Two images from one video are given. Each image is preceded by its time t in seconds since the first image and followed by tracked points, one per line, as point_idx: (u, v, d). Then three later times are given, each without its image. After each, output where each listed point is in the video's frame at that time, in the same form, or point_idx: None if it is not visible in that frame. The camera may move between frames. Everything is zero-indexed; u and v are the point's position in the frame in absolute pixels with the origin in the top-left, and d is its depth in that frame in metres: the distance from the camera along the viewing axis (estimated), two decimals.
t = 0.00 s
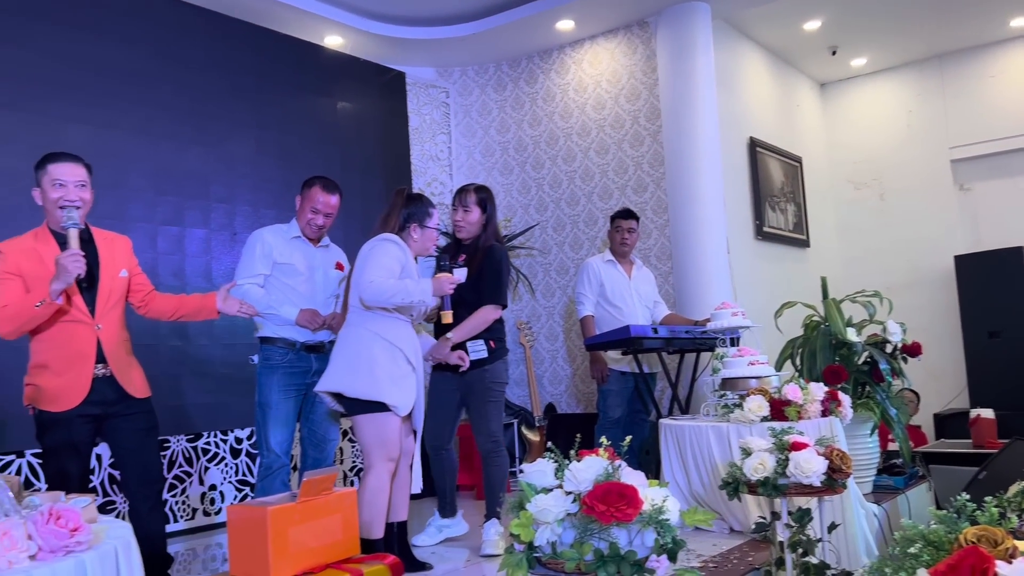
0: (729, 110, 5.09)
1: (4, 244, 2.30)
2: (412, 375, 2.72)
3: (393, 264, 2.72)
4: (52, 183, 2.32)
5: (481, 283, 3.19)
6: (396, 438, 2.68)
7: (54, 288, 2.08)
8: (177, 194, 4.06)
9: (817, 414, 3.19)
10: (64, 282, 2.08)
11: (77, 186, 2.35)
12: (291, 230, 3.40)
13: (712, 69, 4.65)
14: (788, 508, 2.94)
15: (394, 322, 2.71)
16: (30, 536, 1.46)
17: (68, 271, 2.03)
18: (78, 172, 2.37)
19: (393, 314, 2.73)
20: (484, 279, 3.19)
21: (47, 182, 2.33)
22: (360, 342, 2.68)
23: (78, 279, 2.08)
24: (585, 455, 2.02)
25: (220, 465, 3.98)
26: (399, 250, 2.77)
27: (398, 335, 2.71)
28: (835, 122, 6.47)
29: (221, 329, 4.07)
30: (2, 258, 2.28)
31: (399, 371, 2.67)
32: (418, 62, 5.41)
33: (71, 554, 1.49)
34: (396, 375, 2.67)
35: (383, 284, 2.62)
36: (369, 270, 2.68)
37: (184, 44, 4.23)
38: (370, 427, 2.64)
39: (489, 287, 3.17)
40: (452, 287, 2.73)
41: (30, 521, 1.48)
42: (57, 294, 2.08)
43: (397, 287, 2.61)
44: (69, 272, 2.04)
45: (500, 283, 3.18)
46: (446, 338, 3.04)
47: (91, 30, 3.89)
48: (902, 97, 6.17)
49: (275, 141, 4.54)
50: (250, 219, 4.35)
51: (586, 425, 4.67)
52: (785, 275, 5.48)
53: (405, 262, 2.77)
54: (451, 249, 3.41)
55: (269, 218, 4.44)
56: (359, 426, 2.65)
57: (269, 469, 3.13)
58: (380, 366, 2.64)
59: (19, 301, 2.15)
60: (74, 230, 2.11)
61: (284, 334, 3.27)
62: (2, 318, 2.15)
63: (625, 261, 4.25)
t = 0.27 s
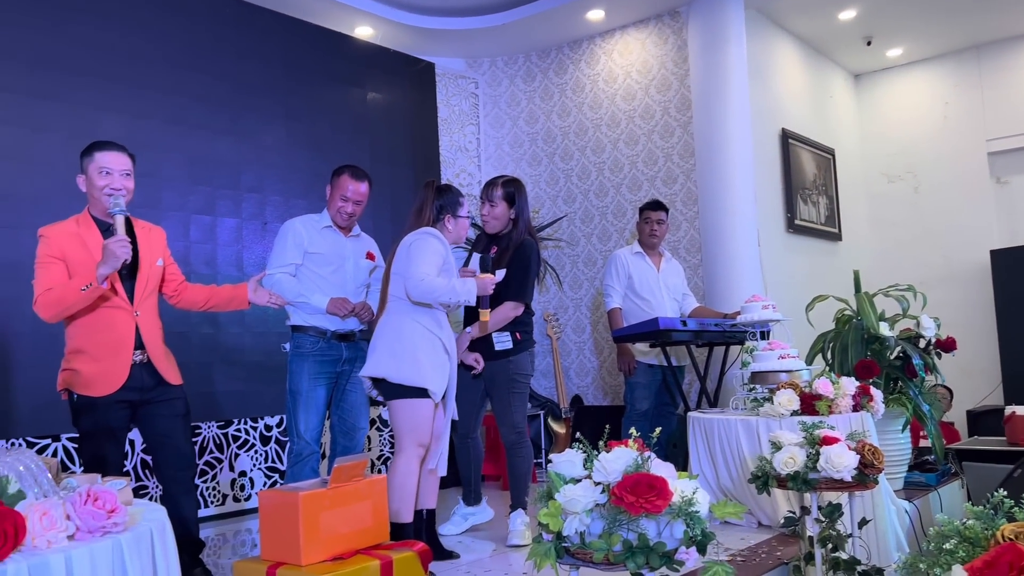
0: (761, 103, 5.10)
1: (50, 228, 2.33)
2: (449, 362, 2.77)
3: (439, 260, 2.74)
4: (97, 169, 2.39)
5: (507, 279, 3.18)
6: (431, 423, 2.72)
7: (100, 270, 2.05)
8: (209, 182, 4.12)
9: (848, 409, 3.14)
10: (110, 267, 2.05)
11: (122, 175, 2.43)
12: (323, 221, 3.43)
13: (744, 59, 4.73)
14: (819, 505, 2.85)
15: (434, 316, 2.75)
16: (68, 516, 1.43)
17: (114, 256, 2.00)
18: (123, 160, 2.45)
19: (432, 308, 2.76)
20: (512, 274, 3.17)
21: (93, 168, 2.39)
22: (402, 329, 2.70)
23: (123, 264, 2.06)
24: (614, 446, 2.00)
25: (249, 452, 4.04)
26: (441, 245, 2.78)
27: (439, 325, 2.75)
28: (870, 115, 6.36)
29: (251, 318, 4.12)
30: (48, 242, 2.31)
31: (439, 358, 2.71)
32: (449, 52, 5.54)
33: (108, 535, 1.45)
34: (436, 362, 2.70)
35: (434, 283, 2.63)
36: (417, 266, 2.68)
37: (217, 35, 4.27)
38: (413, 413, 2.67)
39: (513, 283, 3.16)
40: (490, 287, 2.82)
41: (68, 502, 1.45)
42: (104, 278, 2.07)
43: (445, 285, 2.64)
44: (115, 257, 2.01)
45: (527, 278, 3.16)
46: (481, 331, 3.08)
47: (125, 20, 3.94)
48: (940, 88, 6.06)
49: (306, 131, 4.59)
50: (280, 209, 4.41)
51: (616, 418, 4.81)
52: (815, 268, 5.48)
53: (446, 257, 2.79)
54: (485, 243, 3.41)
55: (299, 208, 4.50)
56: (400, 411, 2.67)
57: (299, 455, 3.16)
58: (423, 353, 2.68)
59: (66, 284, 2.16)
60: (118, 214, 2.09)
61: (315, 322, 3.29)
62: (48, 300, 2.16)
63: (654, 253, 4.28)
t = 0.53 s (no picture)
0: (787, 96, 5.05)
1: (77, 218, 2.34)
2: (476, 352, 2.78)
3: (460, 252, 2.74)
4: (125, 160, 2.44)
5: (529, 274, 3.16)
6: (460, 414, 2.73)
7: (132, 260, 2.08)
8: (233, 174, 4.15)
9: (873, 404, 3.10)
10: (139, 256, 2.08)
11: (149, 165, 2.48)
12: (346, 213, 3.44)
13: (770, 53, 4.69)
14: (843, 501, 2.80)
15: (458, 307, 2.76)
16: (96, 502, 1.40)
17: (145, 245, 2.04)
18: (149, 151, 2.49)
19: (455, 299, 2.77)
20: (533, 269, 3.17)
21: (121, 159, 2.43)
22: (428, 322, 2.71)
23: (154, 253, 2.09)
24: (637, 439, 1.99)
25: (272, 442, 4.07)
26: (463, 236, 2.78)
27: (463, 315, 2.75)
28: (896, 108, 6.31)
29: (275, 310, 4.16)
30: (75, 231, 2.32)
31: (466, 349, 2.72)
32: (473, 45, 5.54)
33: (134, 522, 1.42)
34: (463, 353, 2.71)
35: (454, 275, 2.64)
36: (438, 258, 2.67)
37: (241, 28, 4.31)
38: (441, 405, 2.68)
39: (533, 278, 3.16)
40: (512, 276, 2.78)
41: (96, 488, 1.41)
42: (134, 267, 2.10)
43: (466, 278, 2.65)
44: (145, 246, 2.05)
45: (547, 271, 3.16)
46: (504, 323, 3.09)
47: (151, 14, 3.98)
48: (968, 81, 5.97)
49: (329, 124, 4.62)
50: (304, 202, 4.44)
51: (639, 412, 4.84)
52: (840, 263, 5.43)
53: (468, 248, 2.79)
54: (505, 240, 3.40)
55: (322, 201, 4.52)
56: (428, 404, 2.68)
57: (322, 446, 3.18)
58: (450, 345, 2.68)
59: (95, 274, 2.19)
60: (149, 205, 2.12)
61: (338, 314, 3.31)
62: (78, 290, 2.20)
63: (677, 246, 4.30)
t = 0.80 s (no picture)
0: (810, 91, 5.01)
1: (99, 209, 2.35)
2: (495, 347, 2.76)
3: (474, 246, 2.74)
4: (146, 151, 2.45)
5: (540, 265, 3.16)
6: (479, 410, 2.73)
7: (154, 250, 2.06)
8: (255, 167, 4.18)
9: (897, 402, 3.07)
10: (162, 247, 2.08)
11: (170, 157, 2.50)
12: (367, 206, 3.46)
13: (793, 47, 4.65)
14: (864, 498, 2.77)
15: (476, 302, 2.75)
16: (120, 492, 1.37)
17: (167, 235, 2.03)
18: (168, 143, 2.51)
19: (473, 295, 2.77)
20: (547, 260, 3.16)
21: (141, 150, 2.45)
22: (444, 319, 2.71)
23: (176, 244, 2.08)
24: (658, 435, 1.97)
25: (292, 434, 4.09)
26: (476, 231, 2.78)
27: (480, 311, 2.74)
28: (921, 102, 6.23)
29: (296, 303, 4.18)
30: (97, 222, 2.33)
31: (484, 344, 2.71)
32: (494, 38, 5.54)
33: (157, 512, 1.40)
34: (481, 349, 2.70)
35: (468, 270, 2.64)
36: (452, 254, 2.68)
37: (263, 22, 4.33)
38: (459, 400, 2.68)
39: (546, 270, 3.16)
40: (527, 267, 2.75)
41: (119, 477, 1.39)
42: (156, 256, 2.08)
43: (480, 273, 2.65)
44: (167, 236, 2.03)
45: (560, 264, 3.16)
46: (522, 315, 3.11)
47: (174, 8, 4.00)
48: (994, 75, 5.88)
49: (351, 118, 4.64)
50: (325, 195, 4.46)
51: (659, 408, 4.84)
52: (862, 259, 5.37)
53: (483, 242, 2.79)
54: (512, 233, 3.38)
55: (343, 194, 4.54)
56: (446, 399, 2.69)
57: (342, 439, 3.19)
58: (468, 341, 2.68)
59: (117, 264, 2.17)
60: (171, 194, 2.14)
61: (359, 307, 3.32)
62: (99, 279, 2.16)
63: (698, 242, 4.29)
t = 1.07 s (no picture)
0: (831, 86, 4.96)
1: (125, 201, 2.37)
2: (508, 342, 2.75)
3: (484, 240, 2.72)
4: (171, 144, 2.45)
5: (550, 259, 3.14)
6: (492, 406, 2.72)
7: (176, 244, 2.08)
8: (274, 163, 4.20)
9: (917, 401, 3.04)
10: (184, 241, 2.08)
11: (195, 150, 2.48)
12: (384, 201, 3.47)
13: (814, 42, 4.61)
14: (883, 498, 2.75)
15: (489, 297, 2.73)
16: (141, 484, 1.38)
17: (190, 230, 2.04)
18: (194, 137, 2.50)
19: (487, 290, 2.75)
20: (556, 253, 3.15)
21: (167, 144, 2.45)
22: (457, 315, 2.71)
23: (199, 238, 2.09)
24: (676, 432, 1.96)
25: (310, 428, 4.13)
26: (486, 225, 2.76)
27: (493, 306, 2.73)
28: (943, 97, 6.16)
29: (314, 299, 4.21)
30: (123, 214, 2.35)
31: (497, 340, 2.71)
32: (512, 34, 5.54)
33: (178, 504, 1.41)
34: (494, 345, 2.70)
35: (477, 266, 2.63)
36: (461, 250, 2.68)
37: (283, 18, 4.35)
38: (472, 396, 2.68)
39: (557, 263, 3.13)
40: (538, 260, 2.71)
41: (141, 470, 1.40)
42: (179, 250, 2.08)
43: (489, 267, 2.63)
44: (190, 231, 2.05)
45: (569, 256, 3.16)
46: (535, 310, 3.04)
47: (195, 4, 4.03)
48: (1019, 70, 5.80)
49: (369, 113, 4.66)
50: (343, 190, 4.48)
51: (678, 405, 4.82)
52: (882, 256, 5.32)
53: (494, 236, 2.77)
54: (511, 230, 3.37)
55: (362, 190, 4.56)
56: (460, 396, 2.69)
57: (360, 433, 3.20)
58: (480, 337, 2.68)
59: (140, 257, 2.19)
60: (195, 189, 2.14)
61: (377, 302, 3.33)
62: (123, 271, 2.18)
63: (716, 238, 4.28)
